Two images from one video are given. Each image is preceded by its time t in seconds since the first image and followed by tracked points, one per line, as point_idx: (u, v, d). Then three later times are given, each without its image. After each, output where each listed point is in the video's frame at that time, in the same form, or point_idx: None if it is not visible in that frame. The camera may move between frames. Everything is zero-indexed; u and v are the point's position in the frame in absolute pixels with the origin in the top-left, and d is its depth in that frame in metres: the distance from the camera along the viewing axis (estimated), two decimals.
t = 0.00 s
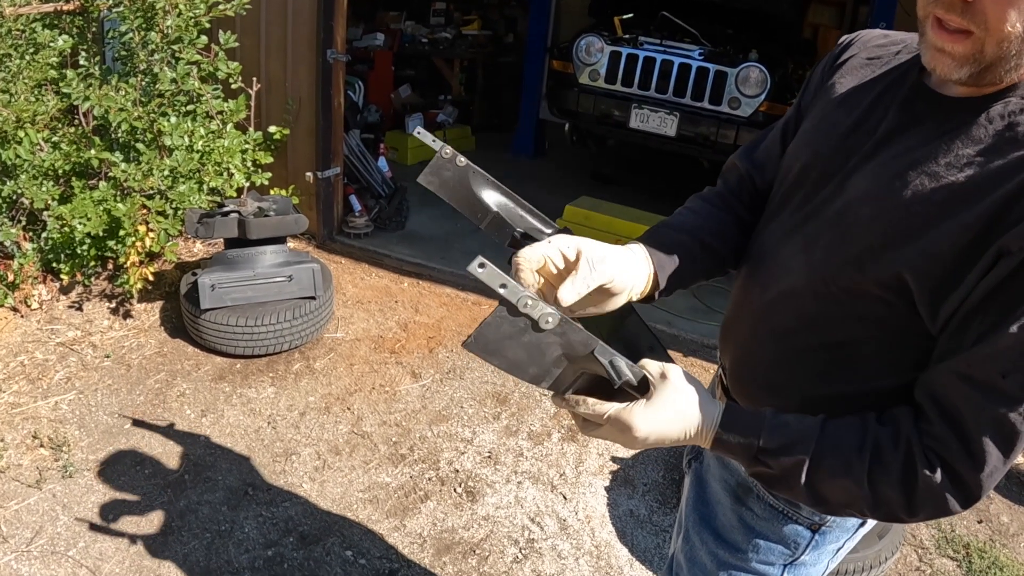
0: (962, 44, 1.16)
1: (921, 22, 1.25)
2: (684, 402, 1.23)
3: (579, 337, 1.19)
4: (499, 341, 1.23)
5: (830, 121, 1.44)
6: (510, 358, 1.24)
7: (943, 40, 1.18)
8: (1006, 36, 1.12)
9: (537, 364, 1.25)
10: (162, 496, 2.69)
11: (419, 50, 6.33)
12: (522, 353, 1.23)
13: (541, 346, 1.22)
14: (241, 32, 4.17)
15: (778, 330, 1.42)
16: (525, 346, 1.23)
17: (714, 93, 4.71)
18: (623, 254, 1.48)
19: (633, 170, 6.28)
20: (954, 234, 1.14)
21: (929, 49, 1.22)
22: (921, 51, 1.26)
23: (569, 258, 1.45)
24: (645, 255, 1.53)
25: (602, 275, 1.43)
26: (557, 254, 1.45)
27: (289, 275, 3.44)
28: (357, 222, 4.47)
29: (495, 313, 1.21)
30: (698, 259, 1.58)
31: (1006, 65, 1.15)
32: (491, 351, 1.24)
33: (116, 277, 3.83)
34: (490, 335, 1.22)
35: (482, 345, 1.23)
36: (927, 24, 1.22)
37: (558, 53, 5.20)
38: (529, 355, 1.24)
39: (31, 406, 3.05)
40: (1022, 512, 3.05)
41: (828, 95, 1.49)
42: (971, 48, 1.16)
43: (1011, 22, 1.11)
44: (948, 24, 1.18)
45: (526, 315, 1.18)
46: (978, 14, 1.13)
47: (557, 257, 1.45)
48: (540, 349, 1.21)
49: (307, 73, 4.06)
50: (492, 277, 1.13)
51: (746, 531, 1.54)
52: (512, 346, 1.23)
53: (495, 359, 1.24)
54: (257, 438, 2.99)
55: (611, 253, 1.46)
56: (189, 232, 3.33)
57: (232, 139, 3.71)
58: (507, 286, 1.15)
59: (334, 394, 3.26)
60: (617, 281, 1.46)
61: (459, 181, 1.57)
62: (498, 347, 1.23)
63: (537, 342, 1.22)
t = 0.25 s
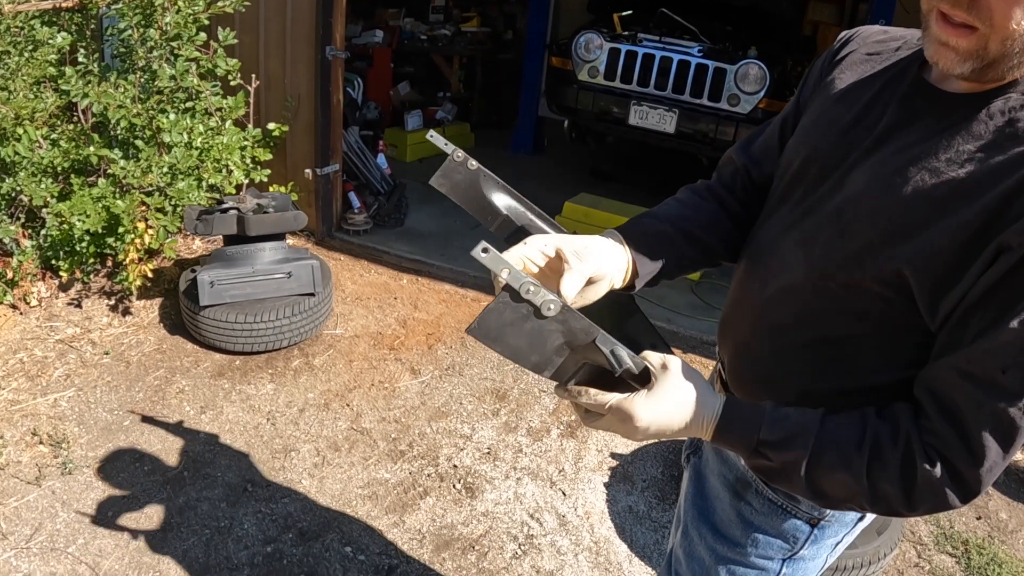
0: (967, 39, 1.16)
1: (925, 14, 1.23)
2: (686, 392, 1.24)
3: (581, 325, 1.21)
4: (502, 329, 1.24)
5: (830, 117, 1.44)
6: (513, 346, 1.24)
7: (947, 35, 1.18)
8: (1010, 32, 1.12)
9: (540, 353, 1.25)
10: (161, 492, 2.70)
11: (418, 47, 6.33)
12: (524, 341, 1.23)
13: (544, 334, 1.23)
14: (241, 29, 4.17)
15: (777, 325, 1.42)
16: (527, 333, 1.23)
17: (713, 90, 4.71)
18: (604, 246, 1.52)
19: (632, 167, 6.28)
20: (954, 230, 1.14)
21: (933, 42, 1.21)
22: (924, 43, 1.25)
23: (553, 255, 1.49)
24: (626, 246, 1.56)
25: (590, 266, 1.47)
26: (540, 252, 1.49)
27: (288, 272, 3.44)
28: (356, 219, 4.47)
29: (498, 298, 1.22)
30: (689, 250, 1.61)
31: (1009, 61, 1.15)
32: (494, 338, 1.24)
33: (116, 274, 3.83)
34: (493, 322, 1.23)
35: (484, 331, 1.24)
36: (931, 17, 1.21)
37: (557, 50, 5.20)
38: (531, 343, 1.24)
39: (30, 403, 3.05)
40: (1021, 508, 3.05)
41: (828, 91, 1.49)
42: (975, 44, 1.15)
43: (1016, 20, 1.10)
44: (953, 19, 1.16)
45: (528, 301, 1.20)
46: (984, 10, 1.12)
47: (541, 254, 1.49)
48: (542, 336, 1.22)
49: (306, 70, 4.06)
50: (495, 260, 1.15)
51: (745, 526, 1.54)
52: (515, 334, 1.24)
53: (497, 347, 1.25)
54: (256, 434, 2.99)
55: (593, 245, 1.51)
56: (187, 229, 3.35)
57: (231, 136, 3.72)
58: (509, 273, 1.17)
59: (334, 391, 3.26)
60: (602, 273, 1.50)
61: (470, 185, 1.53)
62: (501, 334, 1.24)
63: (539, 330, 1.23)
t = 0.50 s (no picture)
0: (969, 37, 1.16)
1: (928, 12, 1.24)
2: (686, 386, 1.24)
3: (582, 318, 1.23)
4: (502, 321, 1.24)
5: (830, 114, 1.45)
6: (512, 338, 1.25)
7: (948, 33, 1.18)
8: (1012, 32, 1.12)
9: (539, 345, 1.26)
10: (161, 490, 2.70)
11: (418, 45, 6.32)
12: (524, 333, 1.24)
13: (543, 326, 1.24)
14: (240, 27, 4.17)
15: (776, 322, 1.42)
16: (526, 326, 1.24)
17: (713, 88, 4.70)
18: (604, 237, 1.53)
19: (632, 165, 6.28)
20: (953, 227, 1.14)
21: (935, 40, 1.21)
22: (927, 41, 1.25)
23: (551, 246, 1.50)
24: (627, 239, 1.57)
25: (587, 257, 1.47)
26: (538, 244, 1.50)
27: (288, 270, 3.44)
28: (355, 217, 4.44)
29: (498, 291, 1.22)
30: (688, 245, 1.61)
31: (1011, 60, 1.15)
32: (494, 330, 1.25)
33: (115, 272, 3.83)
34: (493, 314, 1.23)
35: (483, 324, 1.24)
36: (933, 15, 1.22)
37: (557, 48, 5.20)
38: (531, 335, 1.25)
39: (30, 401, 3.05)
40: (1020, 506, 3.06)
41: (828, 88, 1.49)
42: (977, 42, 1.15)
43: (1018, 19, 1.10)
44: (955, 17, 1.17)
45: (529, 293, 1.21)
46: (986, 9, 1.12)
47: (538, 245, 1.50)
48: (542, 328, 1.23)
49: (306, 68, 4.06)
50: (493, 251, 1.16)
51: (743, 523, 1.54)
52: (515, 326, 1.24)
53: (497, 338, 1.25)
54: (255, 432, 2.99)
55: (591, 235, 1.51)
56: (186, 227, 3.37)
57: (230, 134, 3.72)
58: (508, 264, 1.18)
59: (333, 389, 3.26)
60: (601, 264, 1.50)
61: (469, 181, 1.54)
62: (501, 326, 1.25)
63: (539, 321, 1.24)
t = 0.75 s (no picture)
0: (970, 37, 1.16)
1: (930, 12, 1.24)
2: (683, 387, 1.25)
3: (580, 320, 1.25)
4: (501, 323, 1.25)
5: (830, 113, 1.45)
6: (511, 340, 1.27)
7: (950, 32, 1.18)
8: (1013, 32, 1.12)
9: (537, 347, 1.28)
10: (161, 490, 2.70)
11: (417, 44, 6.32)
12: (523, 335, 1.26)
13: (541, 328, 1.26)
14: (240, 27, 4.17)
15: (776, 320, 1.42)
16: (525, 327, 1.26)
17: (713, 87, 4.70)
18: (620, 237, 1.52)
19: (632, 164, 6.28)
20: (952, 226, 1.14)
21: (937, 40, 1.22)
22: (928, 40, 1.25)
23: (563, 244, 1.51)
24: (647, 237, 1.56)
25: (602, 258, 1.46)
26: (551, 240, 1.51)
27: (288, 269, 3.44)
28: (355, 216, 4.45)
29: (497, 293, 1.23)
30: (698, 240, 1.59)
31: (1012, 60, 1.15)
32: (493, 332, 1.26)
33: (115, 271, 3.83)
34: (493, 317, 1.24)
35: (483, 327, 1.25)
36: (935, 14, 1.22)
37: (557, 47, 5.19)
38: (529, 337, 1.27)
39: (30, 401, 3.05)
40: (1019, 506, 3.06)
41: (828, 87, 1.50)
42: (978, 41, 1.16)
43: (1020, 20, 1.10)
44: (957, 16, 1.17)
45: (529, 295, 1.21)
46: (987, 9, 1.12)
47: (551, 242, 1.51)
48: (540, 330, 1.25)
49: (306, 68, 4.06)
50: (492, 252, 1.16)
51: (742, 523, 1.54)
52: (513, 329, 1.26)
53: (496, 341, 1.27)
54: (255, 431, 2.99)
55: (608, 235, 1.50)
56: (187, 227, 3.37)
57: (230, 134, 3.72)
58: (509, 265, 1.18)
59: (333, 388, 3.26)
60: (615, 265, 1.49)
61: (459, 199, 1.53)
62: (500, 329, 1.26)
63: (537, 323, 1.25)
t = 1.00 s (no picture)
0: (967, 39, 1.17)
1: (930, 17, 1.25)
2: (686, 389, 1.25)
3: (580, 321, 1.27)
4: (503, 326, 1.29)
5: (830, 114, 1.45)
6: (512, 344, 1.29)
7: (948, 34, 1.19)
8: (1010, 35, 1.13)
9: (539, 350, 1.30)
10: (162, 488, 2.70)
11: (418, 43, 6.32)
12: (525, 338, 1.29)
13: (543, 331, 1.29)
14: (240, 26, 4.17)
15: (776, 320, 1.42)
16: (527, 330, 1.29)
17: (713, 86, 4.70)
18: (623, 238, 1.52)
19: (632, 163, 6.29)
20: (953, 226, 1.15)
21: (936, 42, 1.23)
22: (928, 43, 1.26)
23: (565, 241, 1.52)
24: (647, 237, 1.56)
25: (601, 257, 1.47)
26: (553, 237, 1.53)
27: (288, 268, 3.44)
28: (356, 215, 4.45)
29: (499, 295, 1.27)
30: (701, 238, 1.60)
31: (1011, 63, 1.16)
32: (494, 335, 1.29)
33: (116, 270, 3.84)
34: (494, 320, 1.28)
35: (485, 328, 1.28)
36: (934, 17, 1.23)
37: (557, 46, 5.19)
38: (531, 340, 1.30)
39: (31, 399, 3.06)
40: (1019, 505, 3.06)
41: (829, 88, 1.50)
42: (976, 43, 1.16)
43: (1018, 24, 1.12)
44: (955, 19, 1.18)
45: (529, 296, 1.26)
46: (986, 11, 1.13)
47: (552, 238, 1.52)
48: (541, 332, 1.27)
49: (305, 67, 4.06)
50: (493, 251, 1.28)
51: (743, 522, 1.55)
52: (515, 332, 1.29)
53: (498, 344, 1.30)
54: (256, 430, 3.00)
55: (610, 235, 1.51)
56: (187, 226, 3.35)
57: (230, 133, 3.71)
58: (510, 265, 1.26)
59: (333, 387, 3.27)
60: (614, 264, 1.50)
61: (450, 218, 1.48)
62: (502, 331, 1.29)
63: (539, 325, 1.28)
